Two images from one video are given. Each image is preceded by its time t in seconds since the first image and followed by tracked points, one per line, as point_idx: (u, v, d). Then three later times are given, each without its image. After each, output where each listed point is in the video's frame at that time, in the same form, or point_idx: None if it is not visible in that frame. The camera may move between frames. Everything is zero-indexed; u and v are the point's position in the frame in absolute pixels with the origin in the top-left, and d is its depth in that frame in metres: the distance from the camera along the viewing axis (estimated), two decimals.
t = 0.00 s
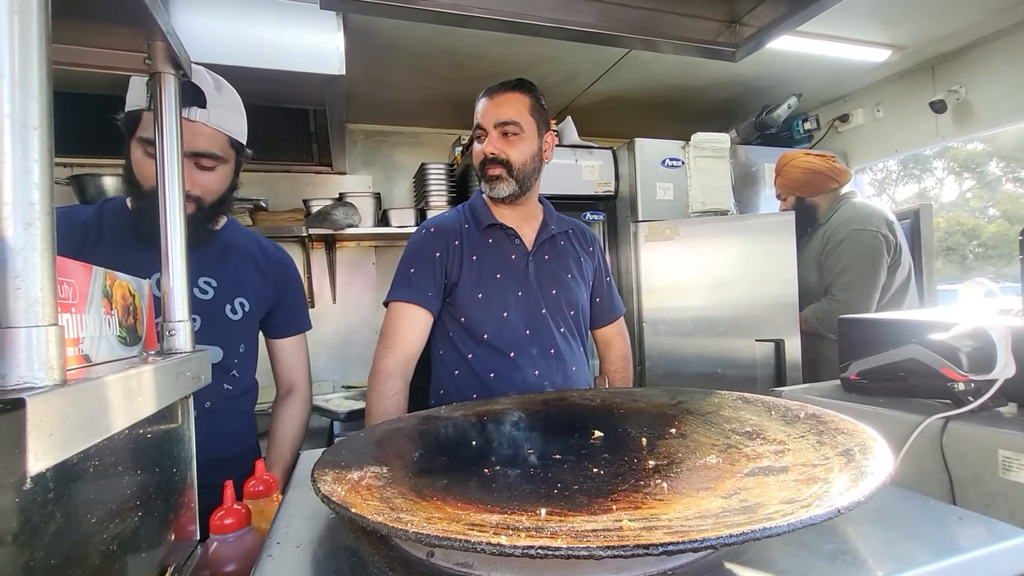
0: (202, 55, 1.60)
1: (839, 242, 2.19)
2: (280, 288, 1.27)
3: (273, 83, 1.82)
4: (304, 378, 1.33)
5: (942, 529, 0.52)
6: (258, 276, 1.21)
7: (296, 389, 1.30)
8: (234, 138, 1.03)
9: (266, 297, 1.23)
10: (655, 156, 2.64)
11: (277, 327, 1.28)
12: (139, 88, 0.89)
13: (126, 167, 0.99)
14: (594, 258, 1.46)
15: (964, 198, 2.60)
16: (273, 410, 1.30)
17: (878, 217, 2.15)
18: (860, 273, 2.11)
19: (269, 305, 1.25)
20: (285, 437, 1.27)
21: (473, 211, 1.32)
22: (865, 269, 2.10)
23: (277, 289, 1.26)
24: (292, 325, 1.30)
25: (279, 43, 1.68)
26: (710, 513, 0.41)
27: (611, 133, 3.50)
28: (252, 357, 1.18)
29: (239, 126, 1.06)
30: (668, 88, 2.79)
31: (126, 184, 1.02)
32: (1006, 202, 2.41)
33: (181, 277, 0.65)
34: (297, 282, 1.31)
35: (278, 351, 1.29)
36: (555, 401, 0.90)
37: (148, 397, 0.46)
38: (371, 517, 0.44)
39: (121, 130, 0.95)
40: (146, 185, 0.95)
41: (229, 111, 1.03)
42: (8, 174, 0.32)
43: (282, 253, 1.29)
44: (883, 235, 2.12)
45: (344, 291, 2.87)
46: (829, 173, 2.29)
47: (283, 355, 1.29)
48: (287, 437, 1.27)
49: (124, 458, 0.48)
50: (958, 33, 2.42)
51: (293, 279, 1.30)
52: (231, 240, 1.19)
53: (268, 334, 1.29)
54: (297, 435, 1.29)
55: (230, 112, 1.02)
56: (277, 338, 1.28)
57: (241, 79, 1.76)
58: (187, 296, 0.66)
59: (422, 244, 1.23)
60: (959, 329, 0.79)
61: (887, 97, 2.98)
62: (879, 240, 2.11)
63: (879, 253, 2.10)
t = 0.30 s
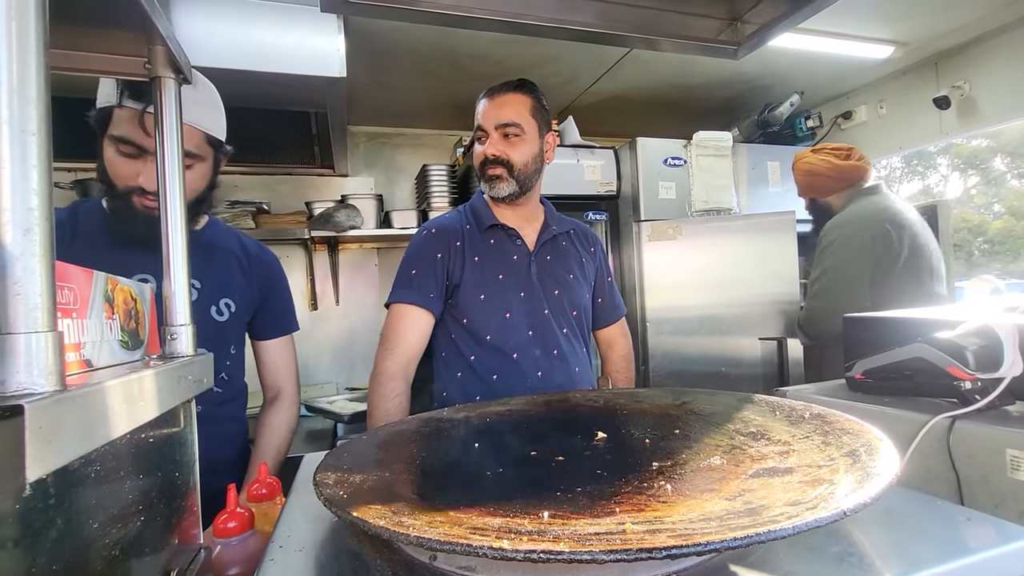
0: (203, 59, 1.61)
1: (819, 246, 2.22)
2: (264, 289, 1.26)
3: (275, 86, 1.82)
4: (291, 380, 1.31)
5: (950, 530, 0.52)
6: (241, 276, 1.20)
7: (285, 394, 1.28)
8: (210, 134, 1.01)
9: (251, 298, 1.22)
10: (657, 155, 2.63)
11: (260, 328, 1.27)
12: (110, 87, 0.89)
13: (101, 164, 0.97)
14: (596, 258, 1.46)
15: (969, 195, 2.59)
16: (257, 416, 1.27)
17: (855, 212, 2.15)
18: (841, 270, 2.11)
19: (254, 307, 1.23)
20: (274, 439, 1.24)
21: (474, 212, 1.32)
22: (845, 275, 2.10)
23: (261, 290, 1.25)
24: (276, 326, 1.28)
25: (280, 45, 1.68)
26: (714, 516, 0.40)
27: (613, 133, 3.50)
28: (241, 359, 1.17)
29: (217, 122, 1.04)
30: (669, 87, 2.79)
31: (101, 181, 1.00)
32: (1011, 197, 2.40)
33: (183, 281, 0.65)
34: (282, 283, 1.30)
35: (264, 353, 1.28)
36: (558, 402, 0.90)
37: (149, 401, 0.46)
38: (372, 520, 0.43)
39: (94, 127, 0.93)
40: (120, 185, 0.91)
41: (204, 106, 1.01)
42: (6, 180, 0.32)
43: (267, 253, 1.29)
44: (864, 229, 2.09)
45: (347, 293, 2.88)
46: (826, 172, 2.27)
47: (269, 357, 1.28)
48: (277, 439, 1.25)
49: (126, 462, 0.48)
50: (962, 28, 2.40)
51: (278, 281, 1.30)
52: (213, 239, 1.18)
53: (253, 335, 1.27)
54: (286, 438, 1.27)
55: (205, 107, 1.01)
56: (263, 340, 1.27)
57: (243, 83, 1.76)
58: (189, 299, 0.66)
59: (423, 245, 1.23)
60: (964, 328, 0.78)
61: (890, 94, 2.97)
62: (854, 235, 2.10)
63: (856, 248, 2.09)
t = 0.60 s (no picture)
0: (203, 62, 1.61)
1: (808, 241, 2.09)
2: (245, 290, 1.23)
3: (274, 89, 1.82)
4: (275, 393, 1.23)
5: (952, 532, 0.51)
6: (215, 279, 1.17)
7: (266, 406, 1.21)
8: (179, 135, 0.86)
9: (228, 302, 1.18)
10: (657, 155, 2.63)
11: (241, 333, 1.22)
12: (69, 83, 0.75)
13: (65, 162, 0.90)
14: (595, 259, 1.46)
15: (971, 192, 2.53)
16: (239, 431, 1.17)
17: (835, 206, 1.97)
18: (817, 268, 1.98)
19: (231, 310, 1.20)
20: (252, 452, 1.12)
21: (472, 214, 1.32)
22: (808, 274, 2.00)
23: (240, 292, 1.22)
24: (257, 330, 1.23)
25: (278, 48, 1.68)
26: (712, 520, 0.40)
27: (613, 133, 3.50)
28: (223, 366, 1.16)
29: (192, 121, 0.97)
30: (669, 86, 2.78)
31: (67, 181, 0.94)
32: (1014, 194, 2.34)
33: (180, 286, 0.64)
34: (265, 284, 1.27)
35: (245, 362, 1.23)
36: (558, 404, 0.90)
37: (144, 407, 0.46)
38: (368, 525, 0.43)
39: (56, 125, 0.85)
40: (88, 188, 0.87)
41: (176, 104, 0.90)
42: None
43: (246, 256, 1.26)
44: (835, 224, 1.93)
45: (348, 295, 2.88)
46: (829, 171, 2.06)
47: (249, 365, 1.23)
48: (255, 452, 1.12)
49: (122, 468, 0.47)
50: (965, 25, 2.39)
51: (263, 284, 1.26)
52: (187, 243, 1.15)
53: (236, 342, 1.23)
54: (266, 454, 1.14)
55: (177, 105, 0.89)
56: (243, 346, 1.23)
57: (242, 86, 1.76)
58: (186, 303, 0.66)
59: (421, 246, 1.23)
60: (966, 327, 0.77)
61: (890, 92, 2.96)
62: (826, 232, 1.97)
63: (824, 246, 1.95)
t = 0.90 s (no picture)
0: (202, 64, 1.60)
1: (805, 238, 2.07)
2: (236, 288, 1.18)
3: (274, 91, 1.81)
4: (271, 392, 1.20)
5: (964, 538, 0.50)
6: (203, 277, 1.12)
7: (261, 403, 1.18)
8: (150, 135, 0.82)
9: (215, 301, 1.13)
10: (658, 156, 2.62)
11: (232, 333, 1.18)
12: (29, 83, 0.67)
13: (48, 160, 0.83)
14: (595, 259, 1.45)
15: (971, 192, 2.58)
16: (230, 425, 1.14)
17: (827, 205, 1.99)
18: (800, 267, 2.04)
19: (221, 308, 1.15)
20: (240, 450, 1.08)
21: (471, 216, 1.31)
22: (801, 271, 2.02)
23: (229, 290, 1.16)
24: (249, 329, 1.19)
25: (278, 50, 1.68)
26: (721, 527, 0.39)
27: (613, 134, 3.50)
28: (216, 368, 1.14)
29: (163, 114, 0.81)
30: (669, 87, 2.78)
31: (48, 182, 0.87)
32: (1014, 194, 2.34)
33: (181, 289, 0.64)
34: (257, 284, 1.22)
35: (240, 361, 1.20)
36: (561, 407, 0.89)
37: (145, 413, 0.45)
38: (371, 532, 0.42)
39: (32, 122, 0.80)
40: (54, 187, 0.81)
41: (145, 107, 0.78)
42: None
43: (236, 252, 1.21)
44: (817, 224, 1.97)
45: (349, 297, 2.87)
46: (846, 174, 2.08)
47: (246, 364, 1.19)
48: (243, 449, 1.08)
49: (123, 474, 0.47)
50: (966, 24, 2.38)
51: (254, 281, 1.21)
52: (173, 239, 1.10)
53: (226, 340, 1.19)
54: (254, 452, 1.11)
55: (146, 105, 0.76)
56: (236, 346, 1.19)
57: (242, 88, 1.76)
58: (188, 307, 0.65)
59: (420, 249, 1.23)
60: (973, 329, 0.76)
61: (891, 93, 2.95)
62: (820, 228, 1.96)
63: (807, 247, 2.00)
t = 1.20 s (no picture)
0: (202, 64, 1.60)
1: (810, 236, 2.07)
2: (221, 286, 1.15)
3: (274, 91, 1.80)
4: (249, 397, 1.14)
5: (975, 543, 0.50)
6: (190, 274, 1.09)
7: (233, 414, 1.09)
8: (145, 136, 0.80)
9: (202, 299, 1.10)
10: (658, 156, 2.62)
11: (217, 332, 1.13)
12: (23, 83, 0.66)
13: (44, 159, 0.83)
14: (593, 260, 1.45)
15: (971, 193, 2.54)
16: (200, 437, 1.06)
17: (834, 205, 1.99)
18: (806, 267, 2.04)
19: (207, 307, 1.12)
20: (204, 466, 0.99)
21: (468, 217, 1.30)
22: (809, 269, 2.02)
23: (215, 289, 1.14)
24: (233, 328, 1.15)
25: (278, 50, 1.68)
26: (732, 534, 0.38)
27: (613, 134, 3.49)
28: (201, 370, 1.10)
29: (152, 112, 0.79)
30: (670, 88, 2.77)
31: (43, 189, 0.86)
32: (1013, 195, 2.33)
33: (179, 289, 0.63)
34: (247, 282, 1.19)
35: (218, 363, 1.13)
36: (561, 409, 0.88)
37: (143, 416, 0.44)
38: (373, 539, 0.41)
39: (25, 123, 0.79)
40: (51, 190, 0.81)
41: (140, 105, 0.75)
42: None
43: (226, 250, 1.19)
44: (822, 223, 1.97)
45: (348, 298, 2.86)
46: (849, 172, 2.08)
47: (222, 369, 1.13)
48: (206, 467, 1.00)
49: (120, 478, 0.46)
50: (967, 25, 2.38)
51: (243, 278, 1.19)
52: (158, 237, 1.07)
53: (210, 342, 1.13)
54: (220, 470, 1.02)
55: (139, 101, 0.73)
56: (218, 347, 1.13)
57: (241, 88, 1.75)
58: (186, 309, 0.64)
59: (417, 250, 1.22)
60: (980, 331, 0.74)
61: (892, 93, 2.95)
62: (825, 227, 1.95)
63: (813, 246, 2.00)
